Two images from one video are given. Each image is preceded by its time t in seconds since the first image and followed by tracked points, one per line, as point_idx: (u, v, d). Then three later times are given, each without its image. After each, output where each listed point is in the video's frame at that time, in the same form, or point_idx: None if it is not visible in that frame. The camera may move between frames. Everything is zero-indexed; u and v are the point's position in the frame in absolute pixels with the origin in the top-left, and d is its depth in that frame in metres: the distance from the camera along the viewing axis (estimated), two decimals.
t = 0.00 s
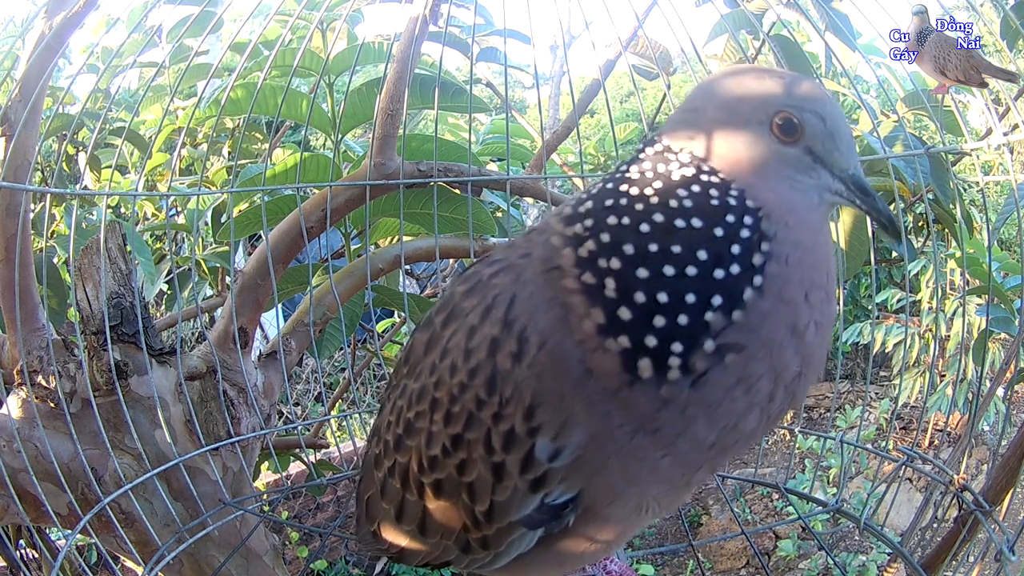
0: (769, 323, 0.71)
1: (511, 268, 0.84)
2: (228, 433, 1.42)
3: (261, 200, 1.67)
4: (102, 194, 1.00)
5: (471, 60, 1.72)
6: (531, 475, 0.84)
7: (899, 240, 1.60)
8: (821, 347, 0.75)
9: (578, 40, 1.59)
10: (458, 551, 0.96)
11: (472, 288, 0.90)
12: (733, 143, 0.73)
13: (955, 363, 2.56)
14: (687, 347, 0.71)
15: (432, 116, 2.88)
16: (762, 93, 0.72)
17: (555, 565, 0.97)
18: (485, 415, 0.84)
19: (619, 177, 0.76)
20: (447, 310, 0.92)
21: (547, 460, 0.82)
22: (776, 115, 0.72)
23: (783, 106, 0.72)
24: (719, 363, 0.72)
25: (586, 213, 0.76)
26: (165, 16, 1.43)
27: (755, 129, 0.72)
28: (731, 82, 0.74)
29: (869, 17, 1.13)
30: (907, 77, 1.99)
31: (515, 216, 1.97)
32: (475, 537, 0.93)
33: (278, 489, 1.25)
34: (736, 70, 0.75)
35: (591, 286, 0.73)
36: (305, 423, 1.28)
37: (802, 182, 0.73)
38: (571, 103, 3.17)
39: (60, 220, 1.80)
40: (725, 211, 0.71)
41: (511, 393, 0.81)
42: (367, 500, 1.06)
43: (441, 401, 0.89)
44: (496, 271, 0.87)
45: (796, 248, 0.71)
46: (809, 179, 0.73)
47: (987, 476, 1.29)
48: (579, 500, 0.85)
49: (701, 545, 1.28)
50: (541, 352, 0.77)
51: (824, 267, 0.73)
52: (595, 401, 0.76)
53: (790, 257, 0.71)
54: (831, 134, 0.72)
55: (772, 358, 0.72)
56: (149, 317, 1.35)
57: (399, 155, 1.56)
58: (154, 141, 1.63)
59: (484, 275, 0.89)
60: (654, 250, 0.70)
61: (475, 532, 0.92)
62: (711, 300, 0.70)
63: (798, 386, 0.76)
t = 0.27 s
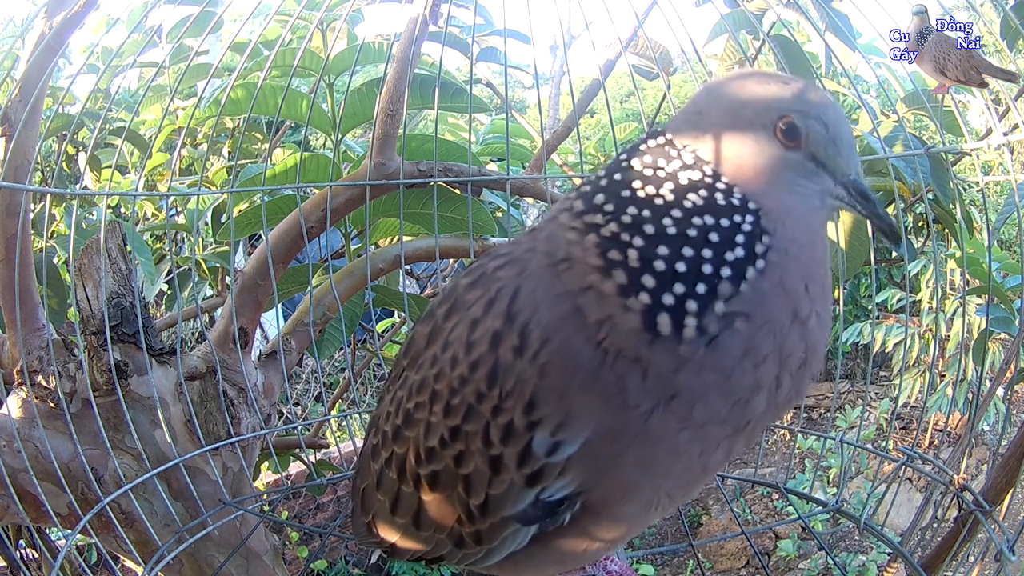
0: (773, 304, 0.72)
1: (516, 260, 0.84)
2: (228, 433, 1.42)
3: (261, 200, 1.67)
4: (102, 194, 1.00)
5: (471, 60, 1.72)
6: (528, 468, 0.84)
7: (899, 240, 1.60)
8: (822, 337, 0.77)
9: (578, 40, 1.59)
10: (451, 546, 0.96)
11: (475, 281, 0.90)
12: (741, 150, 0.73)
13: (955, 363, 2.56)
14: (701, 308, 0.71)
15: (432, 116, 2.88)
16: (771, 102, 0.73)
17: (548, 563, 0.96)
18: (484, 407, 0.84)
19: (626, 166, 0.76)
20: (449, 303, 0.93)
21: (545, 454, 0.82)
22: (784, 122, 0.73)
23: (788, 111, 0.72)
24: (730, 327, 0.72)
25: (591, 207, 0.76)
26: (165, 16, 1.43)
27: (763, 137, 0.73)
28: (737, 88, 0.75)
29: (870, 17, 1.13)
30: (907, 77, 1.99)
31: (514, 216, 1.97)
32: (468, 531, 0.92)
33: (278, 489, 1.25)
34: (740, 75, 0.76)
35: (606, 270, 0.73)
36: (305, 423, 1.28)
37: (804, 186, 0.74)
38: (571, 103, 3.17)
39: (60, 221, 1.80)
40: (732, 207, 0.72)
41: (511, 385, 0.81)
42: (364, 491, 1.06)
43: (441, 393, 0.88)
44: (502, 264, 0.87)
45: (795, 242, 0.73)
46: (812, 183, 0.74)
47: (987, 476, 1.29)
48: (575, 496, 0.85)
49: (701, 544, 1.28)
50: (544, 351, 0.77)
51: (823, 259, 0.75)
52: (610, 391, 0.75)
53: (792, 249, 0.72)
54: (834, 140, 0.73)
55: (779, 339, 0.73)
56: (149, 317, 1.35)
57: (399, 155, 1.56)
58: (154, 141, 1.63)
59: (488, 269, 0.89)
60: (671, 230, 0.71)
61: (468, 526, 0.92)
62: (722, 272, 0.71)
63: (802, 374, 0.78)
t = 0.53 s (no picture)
0: (809, 297, 0.76)
1: (519, 262, 0.84)
2: (228, 433, 1.42)
3: (261, 200, 1.67)
4: (103, 194, 1.00)
5: (471, 60, 1.72)
6: (540, 470, 0.84)
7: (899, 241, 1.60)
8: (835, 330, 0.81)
9: (578, 40, 1.59)
10: (456, 554, 0.96)
11: (477, 282, 0.89)
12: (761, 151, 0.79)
13: (956, 363, 2.56)
14: (745, 315, 0.74)
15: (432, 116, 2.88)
16: (784, 110, 0.80)
17: (551, 569, 0.97)
18: (494, 409, 0.83)
19: (650, 172, 0.80)
20: (450, 304, 0.91)
21: (558, 455, 0.82)
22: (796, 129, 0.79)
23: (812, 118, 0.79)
24: (771, 329, 0.75)
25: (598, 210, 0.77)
26: (165, 16, 1.43)
27: (780, 143, 0.79)
28: (752, 97, 0.81)
29: (870, 17, 1.13)
30: (908, 77, 1.99)
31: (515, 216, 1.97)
32: (476, 537, 0.92)
33: (278, 489, 1.25)
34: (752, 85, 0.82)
35: (637, 272, 0.75)
36: (305, 423, 1.28)
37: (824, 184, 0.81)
38: (571, 103, 3.17)
39: (60, 221, 1.80)
40: (768, 202, 0.76)
41: (522, 386, 0.81)
42: (360, 503, 1.05)
43: (445, 396, 0.87)
44: (503, 265, 0.86)
45: (821, 236, 0.79)
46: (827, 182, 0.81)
47: (987, 476, 1.29)
48: (586, 496, 0.85)
49: (701, 544, 1.28)
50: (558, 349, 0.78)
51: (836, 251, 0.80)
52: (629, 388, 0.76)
53: (819, 242, 0.78)
54: (845, 145, 0.82)
55: (810, 332, 0.77)
56: (149, 317, 1.35)
57: (399, 155, 1.56)
58: (154, 141, 1.63)
59: (490, 269, 0.88)
60: (714, 228, 0.74)
61: (476, 532, 0.92)
62: (766, 271, 0.75)
63: (817, 368, 0.82)
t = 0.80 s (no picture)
0: (809, 311, 0.75)
1: (514, 264, 0.84)
2: (228, 433, 1.42)
3: (261, 200, 1.67)
4: (103, 194, 1.00)
5: (471, 60, 1.72)
6: (541, 471, 0.84)
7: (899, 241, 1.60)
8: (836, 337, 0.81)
9: (578, 40, 1.59)
10: (461, 553, 0.96)
11: (474, 284, 0.88)
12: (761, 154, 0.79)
13: (955, 363, 2.56)
14: (739, 335, 0.73)
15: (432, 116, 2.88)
16: (784, 112, 0.79)
17: (556, 567, 0.97)
18: (494, 412, 0.84)
19: (649, 176, 0.79)
20: (448, 307, 0.90)
21: (558, 456, 0.82)
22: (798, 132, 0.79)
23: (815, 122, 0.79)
24: (765, 348, 0.75)
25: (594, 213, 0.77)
26: (165, 16, 1.43)
27: (783, 144, 0.79)
28: (752, 101, 0.81)
29: (870, 17, 1.13)
30: (908, 77, 1.99)
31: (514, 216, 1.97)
32: (480, 537, 0.92)
33: (278, 489, 1.25)
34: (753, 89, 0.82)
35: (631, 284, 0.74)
36: (305, 423, 1.28)
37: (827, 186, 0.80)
38: (571, 103, 3.17)
39: (60, 221, 1.80)
40: (770, 203, 0.75)
41: (521, 389, 0.81)
42: (363, 505, 1.05)
43: (446, 400, 0.88)
44: (500, 267, 0.86)
45: (826, 240, 0.77)
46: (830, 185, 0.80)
47: (987, 476, 1.29)
48: (587, 496, 0.86)
49: (701, 544, 1.28)
50: (555, 351, 0.78)
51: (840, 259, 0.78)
52: (620, 394, 0.77)
53: (823, 247, 0.76)
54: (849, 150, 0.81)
55: (807, 343, 0.76)
56: (149, 317, 1.35)
57: (399, 155, 1.56)
58: (154, 141, 1.63)
59: (487, 271, 0.88)
60: (709, 239, 0.72)
61: (480, 533, 0.92)
62: (762, 287, 0.73)
63: (815, 376, 0.81)
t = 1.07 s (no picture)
0: (793, 308, 0.76)
1: (506, 267, 0.85)
2: (228, 433, 1.42)
3: (261, 200, 1.67)
4: (102, 194, 1.00)
5: (471, 60, 1.72)
6: (533, 471, 0.84)
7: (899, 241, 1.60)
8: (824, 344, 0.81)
9: (578, 40, 1.59)
10: (452, 553, 0.96)
11: (466, 287, 0.89)
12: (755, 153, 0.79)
13: (955, 363, 2.56)
14: (726, 323, 0.75)
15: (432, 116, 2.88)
16: (778, 113, 0.80)
17: (549, 565, 0.97)
18: (485, 414, 0.84)
19: (643, 175, 0.80)
20: (439, 310, 0.91)
21: (550, 456, 0.82)
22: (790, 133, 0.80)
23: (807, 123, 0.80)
24: (751, 339, 0.75)
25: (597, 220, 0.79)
26: (165, 15, 1.43)
27: (776, 145, 0.79)
28: (746, 101, 0.81)
29: (869, 17, 1.13)
30: (908, 77, 1.99)
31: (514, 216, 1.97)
32: (472, 537, 0.92)
33: (278, 489, 1.25)
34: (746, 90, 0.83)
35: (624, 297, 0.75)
36: (305, 423, 1.28)
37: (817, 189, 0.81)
38: (571, 103, 3.17)
39: (60, 221, 1.81)
40: (759, 211, 0.77)
41: (513, 391, 0.81)
42: (356, 506, 1.05)
43: (438, 402, 0.88)
44: (490, 270, 0.87)
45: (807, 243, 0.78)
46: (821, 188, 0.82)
47: (987, 476, 1.29)
48: (578, 495, 0.86)
49: (701, 544, 1.28)
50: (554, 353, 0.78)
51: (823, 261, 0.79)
52: (611, 392, 0.77)
53: (809, 252, 0.78)
54: (841, 150, 0.82)
55: (793, 343, 0.77)
56: (149, 317, 1.35)
57: (399, 155, 1.56)
58: (154, 141, 1.63)
59: (478, 274, 0.88)
60: (701, 238, 0.75)
61: (472, 532, 0.92)
62: (748, 283, 0.75)
63: (802, 382, 0.82)
